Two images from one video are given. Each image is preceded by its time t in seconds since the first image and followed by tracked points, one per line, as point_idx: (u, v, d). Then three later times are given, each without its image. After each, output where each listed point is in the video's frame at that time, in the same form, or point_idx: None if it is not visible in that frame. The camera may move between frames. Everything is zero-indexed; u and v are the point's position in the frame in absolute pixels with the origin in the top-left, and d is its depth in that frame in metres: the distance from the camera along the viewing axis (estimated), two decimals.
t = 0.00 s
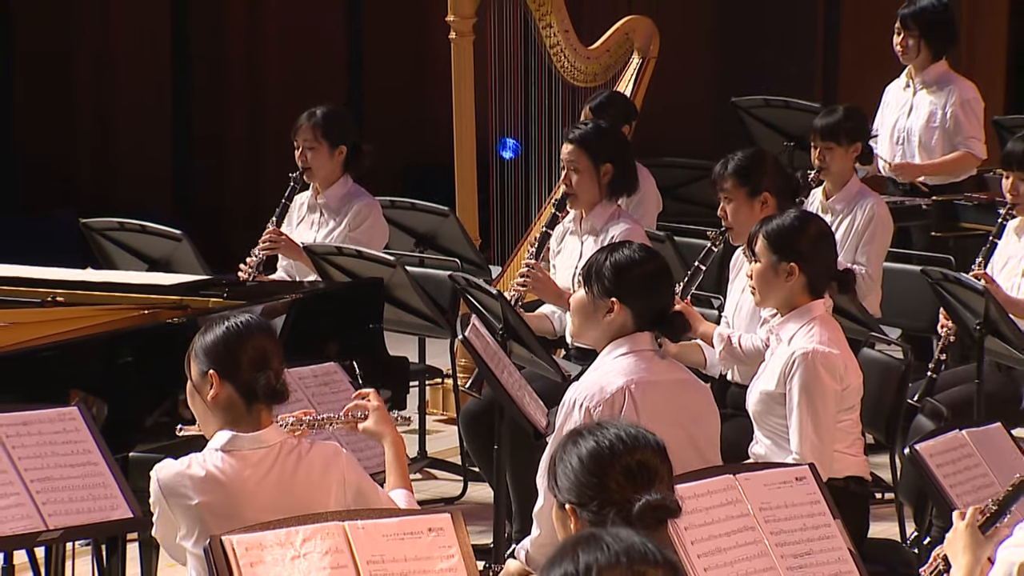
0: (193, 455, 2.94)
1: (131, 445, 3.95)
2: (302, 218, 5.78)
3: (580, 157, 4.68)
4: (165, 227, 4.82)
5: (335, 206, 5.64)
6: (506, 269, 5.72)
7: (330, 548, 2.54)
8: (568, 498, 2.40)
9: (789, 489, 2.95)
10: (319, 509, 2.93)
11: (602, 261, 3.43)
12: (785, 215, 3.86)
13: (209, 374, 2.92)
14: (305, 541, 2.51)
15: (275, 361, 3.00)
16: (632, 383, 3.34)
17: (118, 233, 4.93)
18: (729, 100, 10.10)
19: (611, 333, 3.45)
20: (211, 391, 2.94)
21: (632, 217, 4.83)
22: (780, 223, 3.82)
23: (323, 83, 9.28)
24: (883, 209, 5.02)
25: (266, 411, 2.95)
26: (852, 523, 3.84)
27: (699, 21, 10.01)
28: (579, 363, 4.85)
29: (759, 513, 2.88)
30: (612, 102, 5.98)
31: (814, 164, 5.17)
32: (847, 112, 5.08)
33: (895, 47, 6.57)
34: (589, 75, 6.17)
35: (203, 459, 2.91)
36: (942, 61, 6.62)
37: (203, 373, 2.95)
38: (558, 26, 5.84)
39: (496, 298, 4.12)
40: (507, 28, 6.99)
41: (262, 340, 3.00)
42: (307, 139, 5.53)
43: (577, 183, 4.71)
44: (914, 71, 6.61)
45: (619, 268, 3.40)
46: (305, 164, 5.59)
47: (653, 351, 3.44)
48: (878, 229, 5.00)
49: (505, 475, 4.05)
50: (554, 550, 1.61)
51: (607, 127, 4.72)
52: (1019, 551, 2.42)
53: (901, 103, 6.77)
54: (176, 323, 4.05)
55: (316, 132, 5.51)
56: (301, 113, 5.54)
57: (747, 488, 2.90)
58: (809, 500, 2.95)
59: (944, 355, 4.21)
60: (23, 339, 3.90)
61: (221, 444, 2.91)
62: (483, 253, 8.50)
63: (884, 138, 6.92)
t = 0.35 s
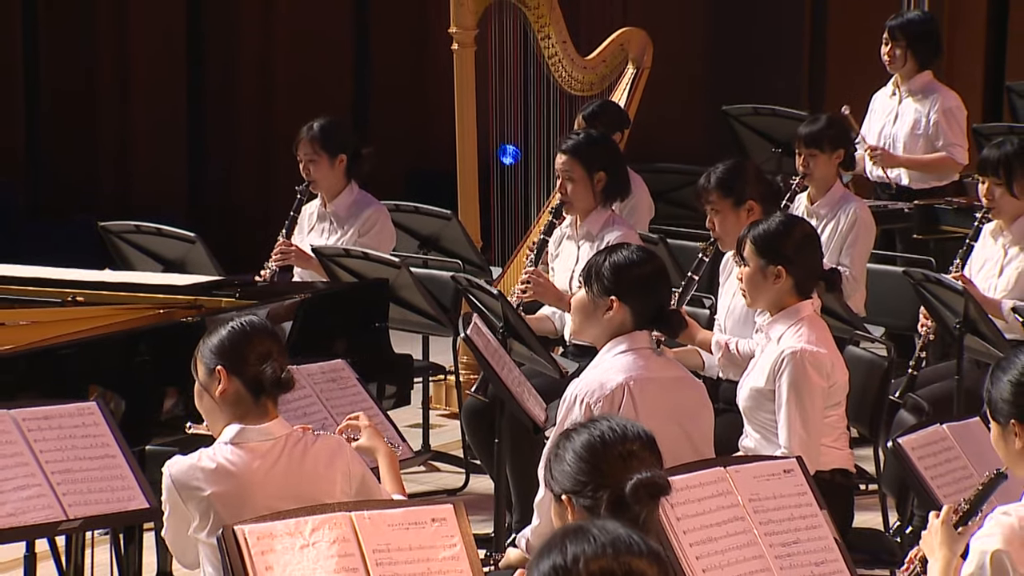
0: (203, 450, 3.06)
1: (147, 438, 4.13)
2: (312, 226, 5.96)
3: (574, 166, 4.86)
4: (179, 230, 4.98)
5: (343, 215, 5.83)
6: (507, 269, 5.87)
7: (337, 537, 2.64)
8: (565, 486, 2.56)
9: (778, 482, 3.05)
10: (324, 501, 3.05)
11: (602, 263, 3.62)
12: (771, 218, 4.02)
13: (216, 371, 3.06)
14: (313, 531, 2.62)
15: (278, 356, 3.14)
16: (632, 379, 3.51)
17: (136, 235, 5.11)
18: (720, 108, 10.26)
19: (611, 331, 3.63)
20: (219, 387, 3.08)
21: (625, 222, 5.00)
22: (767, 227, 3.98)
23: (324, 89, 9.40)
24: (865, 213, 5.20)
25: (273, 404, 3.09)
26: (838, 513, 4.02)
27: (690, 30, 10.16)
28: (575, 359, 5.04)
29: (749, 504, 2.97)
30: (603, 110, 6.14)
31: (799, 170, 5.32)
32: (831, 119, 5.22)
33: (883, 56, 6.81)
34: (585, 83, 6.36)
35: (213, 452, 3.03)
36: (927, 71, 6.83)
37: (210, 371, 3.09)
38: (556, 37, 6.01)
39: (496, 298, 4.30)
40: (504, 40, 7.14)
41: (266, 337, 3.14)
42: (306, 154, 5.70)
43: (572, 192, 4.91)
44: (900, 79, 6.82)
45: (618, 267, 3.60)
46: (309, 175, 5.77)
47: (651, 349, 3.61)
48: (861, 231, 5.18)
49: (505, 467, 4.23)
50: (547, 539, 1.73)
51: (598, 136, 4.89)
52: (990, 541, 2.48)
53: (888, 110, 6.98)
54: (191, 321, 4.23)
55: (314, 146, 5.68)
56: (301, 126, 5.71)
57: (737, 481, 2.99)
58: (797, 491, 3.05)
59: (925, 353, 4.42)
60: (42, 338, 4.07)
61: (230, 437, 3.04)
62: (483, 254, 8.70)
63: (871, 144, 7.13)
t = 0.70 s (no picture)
0: (212, 444, 3.22)
1: (163, 432, 4.32)
2: (319, 230, 6.17)
3: (570, 172, 5.03)
4: (193, 232, 5.15)
5: (348, 219, 6.04)
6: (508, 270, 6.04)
7: (345, 527, 2.72)
8: (560, 480, 2.65)
9: (768, 474, 3.21)
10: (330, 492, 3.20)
11: (602, 263, 3.81)
12: (762, 221, 4.19)
13: (226, 367, 3.23)
14: (322, 520, 2.71)
15: (285, 355, 3.31)
16: (626, 377, 3.68)
17: (151, 238, 5.28)
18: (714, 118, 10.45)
19: (608, 328, 3.81)
20: (228, 382, 3.25)
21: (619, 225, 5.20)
22: (758, 229, 4.15)
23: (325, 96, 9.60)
24: (847, 215, 5.37)
25: (279, 400, 3.26)
26: (824, 503, 4.21)
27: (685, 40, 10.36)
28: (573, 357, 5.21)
29: (739, 495, 3.12)
30: (603, 115, 6.34)
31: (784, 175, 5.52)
32: (814, 127, 5.42)
33: (878, 64, 7.02)
34: (582, 92, 6.49)
35: (222, 447, 3.20)
36: (921, 79, 7.03)
37: (220, 367, 3.25)
38: (554, 48, 6.13)
39: (497, 297, 4.48)
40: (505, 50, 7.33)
41: (275, 336, 3.31)
42: (314, 159, 5.91)
43: (569, 197, 5.08)
44: (894, 87, 7.03)
45: (616, 268, 3.77)
46: (315, 181, 5.98)
47: (645, 347, 3.78)
48: (844, 233, 5.36)
49: (506, 460, 4.42)
50: (537, 527, 1.85)
51: (595, 142, 5.05)
52: (977, 528, 2.61)
53: (882, 116, 7.17)
54: (203, 321, 4.42)
55: (321, 151, 5.88)
56: (308, 133, 5.91)
57: (728, 473, 3.15)
58: (786, 482, 3.21)
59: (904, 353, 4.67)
60: (60, 336, 4.24)
61: (238, 432, 3.20)
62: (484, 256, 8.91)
63: (865, 148, 7.33)
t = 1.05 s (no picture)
0: (224, 438, 3.38)
1: (176, 426, 4.50)
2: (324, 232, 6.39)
3: (568, 176, 5.21)
4: (205, 234, 5.33)
5: (353, 220, 6.24)
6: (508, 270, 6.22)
7: (351, 518, 2.84)
8: (560, 472, 2.80)
9: (758, 466, 3.39)
10: (341, 484, 3.38)
11: (596, 265, 3.97)
12: (754, 223, 4.35)
13: (240, 364, 3.39)
14: (329, 511, 2.83)
15: (296, 352, 3.48)
16: (623, 375, 3.85)
17: (164, 240, 5.44)
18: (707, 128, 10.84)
19: (605, 327, 3.97)
20: (241, 378, 3.41)
21: (614, 226, 5.38)
22: (750, 231, 4.32)
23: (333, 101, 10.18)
24: (832, 218, 5.54)
25: (289, 396, 3.43)
26: (811, 495, 4.38)
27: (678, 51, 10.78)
28: (570, 354, 5.38)
29: (730, 487, 3.30)
30: (600, 120, 6.51)
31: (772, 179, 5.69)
32: (800, 133, 5.61)
33: (878, 74, 7.20)
34: (579, 99, 6.73)
35: (233, 441, 3.35)
36: (919, 87, 7.23)
37: (233, 363, 3.42)
38: (552, 57, 6.37)
39: (497, 296, 4.66)
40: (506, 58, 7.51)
41: (284, 333, 3.47)
42: (324, 162, 6.12)
43: (566, 200, 5.26)
44: (894, 96, 7.22)
45: (612, 268, 3.94)
46: (323, 183, 6.19)
47: (639, 346, 3.95)
48: (828, 235, 5.51)
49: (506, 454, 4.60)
50: (532, 517, 1.99)
51: (592, 147, 5.22)
52: (971, 516, 2.81)
53: (883, 124, 7.37)
54: (216, 320, 4.61)
55: (331, 154, 6.10)
56: (318, 137, 6.12)
57: (720, 466, 3.32)
58: (775, 475, 3.39)
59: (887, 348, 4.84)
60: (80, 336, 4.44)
61: (248, 426, 3.36)
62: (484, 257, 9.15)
63: (868, 155, 7.54)
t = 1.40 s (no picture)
0: (235, 432, 3.55)
1: (189, 421, 4.69)
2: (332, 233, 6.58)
3: (567, 179, 5.40)
4: (217, 237, 5.51)
5: (360, 221, 6.43)
6: (507, 271, 6.41)
7: (357, 509, 2.96)
8: (557, 465, 2.88)
9: (748, 459, 3.58)
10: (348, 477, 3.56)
11: (591, 265, 4.12)
12: (746, 225, 4.52)
13: (252, 361, 3.55)
14: (336, 502, 2.95)
15: (305, 348, 3.66)
16: (619, 373, 4.03)
17: (178, 242, 5.60)
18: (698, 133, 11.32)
19: (601, 327, 4.14)
20: (253, 375, 3.57)
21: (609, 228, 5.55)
22: (741, 233, 4.50)
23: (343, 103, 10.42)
24: (818, 221, 5.69)
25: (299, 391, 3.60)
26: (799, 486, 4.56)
27: (671, 58, 11.19)
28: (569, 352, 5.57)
29: (722, 478, 3.49)
30: (598, 126, 6.72)
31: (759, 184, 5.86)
32: (787, 139, 5.76)
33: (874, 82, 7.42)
34: (576, 107, 6.84)
35: (245, 435, 3.52)
36: (913, 96, 7.44)
37: (245, 360, 3.58)
38: (551, 68, 6.49)
39: (497, 295, 4.85)
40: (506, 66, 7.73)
41: (293, 329, 3.64)
42: (334, 165, 6.29)
43: (564, 202, 5.44)
44: (889, 104, 7.43)
45: (606, 270, 4.10)
46: (332, 186, 6.36)
47: (634, 343, 4.13)
48: (814, 236, 5.67)
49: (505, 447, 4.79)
50: (529, 508, 2.02)
51: (589, 151, 5.42)
52: (959, 504, 2.97)
53: (879, 132, 7.58)
54: (227, 319, 4.81)
55: (341, 158, 6.27)
56: (329, 141, 6.30)
57: (712, 459, 3.51)
58: (764, 467, 3.58)
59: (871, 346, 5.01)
60: (96, 333, 4.62)
61: (260, 420, 3.53)
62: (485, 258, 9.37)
63: (863, 162, 7.74)
